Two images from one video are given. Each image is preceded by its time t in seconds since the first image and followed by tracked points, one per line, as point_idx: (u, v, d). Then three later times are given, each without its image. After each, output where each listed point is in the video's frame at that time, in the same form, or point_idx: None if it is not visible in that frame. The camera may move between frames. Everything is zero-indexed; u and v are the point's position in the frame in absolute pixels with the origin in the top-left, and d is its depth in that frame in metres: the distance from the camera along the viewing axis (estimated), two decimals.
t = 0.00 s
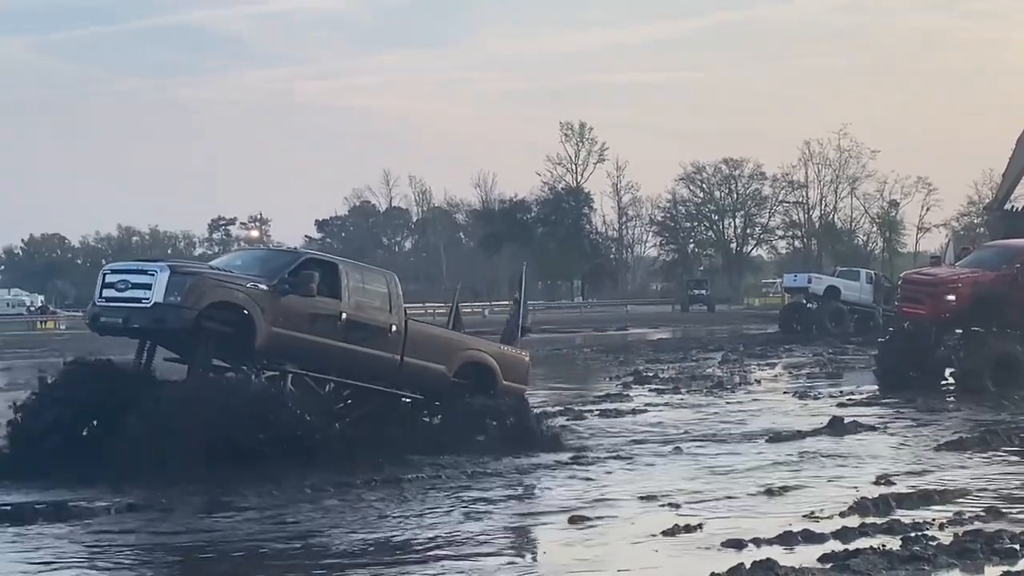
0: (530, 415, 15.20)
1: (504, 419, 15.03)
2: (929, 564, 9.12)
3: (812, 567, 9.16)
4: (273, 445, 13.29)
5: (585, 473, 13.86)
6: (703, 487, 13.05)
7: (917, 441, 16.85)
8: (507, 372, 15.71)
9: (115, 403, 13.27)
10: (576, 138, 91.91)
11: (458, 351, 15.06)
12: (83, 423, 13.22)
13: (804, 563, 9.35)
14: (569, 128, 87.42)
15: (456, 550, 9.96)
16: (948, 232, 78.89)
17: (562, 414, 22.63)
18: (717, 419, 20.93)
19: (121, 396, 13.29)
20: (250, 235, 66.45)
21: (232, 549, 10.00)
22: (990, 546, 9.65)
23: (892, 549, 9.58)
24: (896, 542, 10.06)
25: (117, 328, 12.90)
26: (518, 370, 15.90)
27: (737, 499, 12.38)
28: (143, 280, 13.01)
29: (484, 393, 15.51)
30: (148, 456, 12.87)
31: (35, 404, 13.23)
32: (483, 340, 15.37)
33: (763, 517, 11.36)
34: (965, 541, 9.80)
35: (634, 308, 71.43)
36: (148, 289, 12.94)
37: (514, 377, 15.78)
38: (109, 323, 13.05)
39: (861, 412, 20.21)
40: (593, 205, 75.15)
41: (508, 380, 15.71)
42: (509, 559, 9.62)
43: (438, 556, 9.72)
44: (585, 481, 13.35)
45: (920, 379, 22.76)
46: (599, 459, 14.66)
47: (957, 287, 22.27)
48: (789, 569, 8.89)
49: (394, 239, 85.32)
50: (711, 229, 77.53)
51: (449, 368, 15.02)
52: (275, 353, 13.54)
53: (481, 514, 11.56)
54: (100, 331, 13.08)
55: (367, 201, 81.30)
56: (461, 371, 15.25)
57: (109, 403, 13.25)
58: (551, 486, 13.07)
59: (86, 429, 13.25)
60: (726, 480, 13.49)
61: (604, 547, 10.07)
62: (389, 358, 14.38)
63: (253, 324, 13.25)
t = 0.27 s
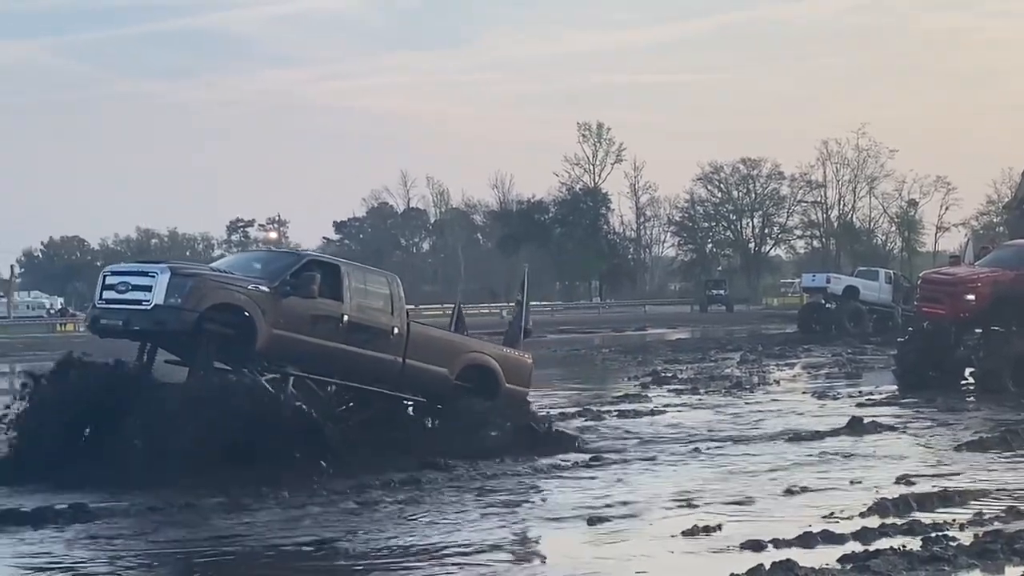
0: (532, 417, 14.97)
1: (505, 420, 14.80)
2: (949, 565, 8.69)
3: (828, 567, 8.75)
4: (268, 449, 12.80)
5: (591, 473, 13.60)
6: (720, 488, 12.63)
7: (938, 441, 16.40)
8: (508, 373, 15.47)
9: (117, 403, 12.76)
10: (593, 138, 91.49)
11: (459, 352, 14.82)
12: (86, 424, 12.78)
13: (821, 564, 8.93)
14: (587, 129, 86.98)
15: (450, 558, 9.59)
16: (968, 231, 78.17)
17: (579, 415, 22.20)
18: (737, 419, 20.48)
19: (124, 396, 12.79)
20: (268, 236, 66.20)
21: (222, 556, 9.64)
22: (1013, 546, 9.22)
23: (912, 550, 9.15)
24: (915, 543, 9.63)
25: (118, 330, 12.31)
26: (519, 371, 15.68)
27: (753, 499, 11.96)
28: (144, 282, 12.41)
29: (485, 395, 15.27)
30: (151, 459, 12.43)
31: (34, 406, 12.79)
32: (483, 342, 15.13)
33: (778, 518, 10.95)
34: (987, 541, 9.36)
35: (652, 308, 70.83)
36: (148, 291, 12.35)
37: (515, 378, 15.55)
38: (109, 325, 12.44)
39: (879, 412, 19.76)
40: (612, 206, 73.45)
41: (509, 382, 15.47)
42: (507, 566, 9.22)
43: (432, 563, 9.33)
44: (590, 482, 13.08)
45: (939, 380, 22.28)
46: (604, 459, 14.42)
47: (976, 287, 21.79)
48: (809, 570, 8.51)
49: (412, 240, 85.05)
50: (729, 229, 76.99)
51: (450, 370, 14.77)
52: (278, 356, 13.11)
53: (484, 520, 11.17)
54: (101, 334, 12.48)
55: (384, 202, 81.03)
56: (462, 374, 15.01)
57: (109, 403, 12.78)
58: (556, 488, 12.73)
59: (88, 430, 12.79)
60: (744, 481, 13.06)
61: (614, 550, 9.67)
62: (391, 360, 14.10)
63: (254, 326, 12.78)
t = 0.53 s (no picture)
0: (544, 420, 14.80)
1: (516, 423, 14.63)
2: (978, 565, 8.50)
3: (854, 567, 8.58)
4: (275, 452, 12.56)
5: (605, 474, 13.40)
6: (745, 490, 12.42)
7: (966, 440, 16.12)
8: (519, 376, 15.27)
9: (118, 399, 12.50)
10: (618, 138, 91.36)
11: (469, 355, 14.64)
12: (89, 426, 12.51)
13: (847, 564, 8.76)
14: (611, 128, 86.88)
15: (464, 563, 9.44)
16: (995, 229, 77.69)
17: (604, 415, 21.99)
18: (764, 419, 20.23)
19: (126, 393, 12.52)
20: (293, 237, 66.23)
21: (235, 560, 9.50)
22: None
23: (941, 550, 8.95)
24: (944, 542, 9.43)
25: (124, 332, 11.97)
26: (530, 375, 15.51)
27: (779, 500, 11.77)
28: (151, 284, 12.09)
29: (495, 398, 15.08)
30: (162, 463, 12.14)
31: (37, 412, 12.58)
32: (492, 345, 14.97)
33: (805, 520, 10.76)
34: (1016, 540, 9.15)
35: (677, 307, 70.62)
36: (155, 293, 12.03)
37: (525, 382, 15.38)
38: (116, 328, 12.09)
39: (904, 411, 19.47)
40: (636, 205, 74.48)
41: (519, 385, 15.28)
42: (523, 571, 9.04)
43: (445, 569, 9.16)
44: (605, 484, 12.88)
45: (966, 378, 22.00)
46: (617, 461, 14.22)
47: (1003, 285, 21.56)
48: (836, 570, 8.34)
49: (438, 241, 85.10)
50: (755, 228, 76.70)
51: (458, 372, 14.60)
52: (286, 359, 12.85)
53: (499, 525, 10.99)
54: (108, 336, 12.14)
55: (409, 203, 81.09)
56: (471, 376, 14.84)
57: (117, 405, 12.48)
58: (573, 491, 12.55)
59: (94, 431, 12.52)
60: (770, 483, 12.84)
61: (638, 557, 9.51)
62: (398, 362, 13.91)
63: (262, 329, 12.50)
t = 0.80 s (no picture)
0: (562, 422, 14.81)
1: (533, 425, 14.63)
2: (1014, 563, 8.51)
3: (892, 565, 8.60)
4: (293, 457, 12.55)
5: (626, 476, 13.40)
6: (779, 492, 12.37)
7: (1001, 438, 16.01)
8: (535, 378, 15.28)
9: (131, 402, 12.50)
10: (650, 137, 91.33)
11: (485, 357, 14.65)
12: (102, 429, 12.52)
13: (886, 563, 8.77)
14: (642, 127, 86.84)
15: (490, 565, 9.47)
16: None
17: (637, 414, 21.93)
18: (799, 418, 20.13)
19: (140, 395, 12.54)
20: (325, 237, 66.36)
21: (266, 562, 9.56)
22: None
23: (978, 549, 8.92)
24: (981, 541, 9.40)
25: (139, 335, 11.96)
26: (546, 377, 15.51)
27: (814, 502, 11.76)
28: (166, 285, 12.08)
29: (511, 400, 15.09)
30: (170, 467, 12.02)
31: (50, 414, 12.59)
32: (509, 346, 14.97)
33: (840, 521, 10.75)
34: None
35: (710, 306, 70.34)
36: (171, 294, 12.03)
37: (541, 384, 15.39)
38: (130, 329, 12.10)
39: (939, 410, 19.31)
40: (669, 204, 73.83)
41: (535, 387, 15.29)
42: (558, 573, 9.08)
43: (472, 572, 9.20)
44: (624, 486, 12.86)
45: (1001, 377, 21.72)
46: (635, 462, 14.22)
47: None
48: (872, 569, 8.33)
49: (469, 241, 85.17)
50: (787, 227, 76.43)
51: (475, 374, 14.61)
52: (300, 362, 12.85)
53: (526, 525, 11.02)
54: (122, 339, 12.14)
55: (441, 203, 81.19)
56: (487, 379, 14.84)
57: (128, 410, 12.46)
58: (597, 493, 12.55)
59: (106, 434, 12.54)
60: (803, 484, 12.78)
61: (672, 560, 9.53)
62: (415, 365, 13.91)
63: (278, 331, 12.47)
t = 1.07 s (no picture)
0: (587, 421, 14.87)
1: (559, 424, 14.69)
2: None
3: (937, 563, 8.70)
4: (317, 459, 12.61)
5: (655, 474, 13.44)
6: (819, 491, 12.40)
7: None
8: (559, 378, 15.34)
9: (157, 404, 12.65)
10: (689, 134, 91.21)
11: (510, 357, 14.70)
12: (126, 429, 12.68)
13: (930, 561, 8.88)
14: (681, 124, 86.72)
15: (526, 563, 9.57)
16: None
17: (677, 411, 21.95)
18: (839, 415, 20.11)
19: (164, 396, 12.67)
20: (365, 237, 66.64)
21: (307, 559, 9.70)
22: None
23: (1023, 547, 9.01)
24: None
25: (163, 335, 12.10)
26: (571, 376, 15.57)
27: (858, 499, 11.84)
28: (189, 286, 12.18)
29: (535, 400, 15.15)
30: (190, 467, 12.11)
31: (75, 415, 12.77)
32: (533, 346, 15.03)
33: (885, 519, 10.84)
34: None
35: (751, 303, 70.04)
36: (194, 295, 12.13)
37: (566, 384, 15.44)
38: (154, 330, 12.23)
39: (983, 406, 19.27)
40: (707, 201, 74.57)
41: (559, 387, 15.34)
42: (605, 570, 9.22)
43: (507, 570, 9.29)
44: (652, 485, 12.91)
45: None
46: (661, 462, 14.26)
47: None
48: (917, 567, 8.44)
49: (509, 239, 85.34)
50: (828, 223, 76.09)
51: (500, 375, 14.67)
52: (325, 362, 12.92)
53: (564, 522, 11.14)
54: (146, 338, 12.30)
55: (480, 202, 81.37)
56: (512, 379, 14.90)
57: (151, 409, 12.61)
58: (631, 490, 12.63)
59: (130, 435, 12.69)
60: (843, 483, 12.81)
61: (718, 557, 9.65)
62: (440, 365, 13.97)
63: (301, 331, 12.54)
